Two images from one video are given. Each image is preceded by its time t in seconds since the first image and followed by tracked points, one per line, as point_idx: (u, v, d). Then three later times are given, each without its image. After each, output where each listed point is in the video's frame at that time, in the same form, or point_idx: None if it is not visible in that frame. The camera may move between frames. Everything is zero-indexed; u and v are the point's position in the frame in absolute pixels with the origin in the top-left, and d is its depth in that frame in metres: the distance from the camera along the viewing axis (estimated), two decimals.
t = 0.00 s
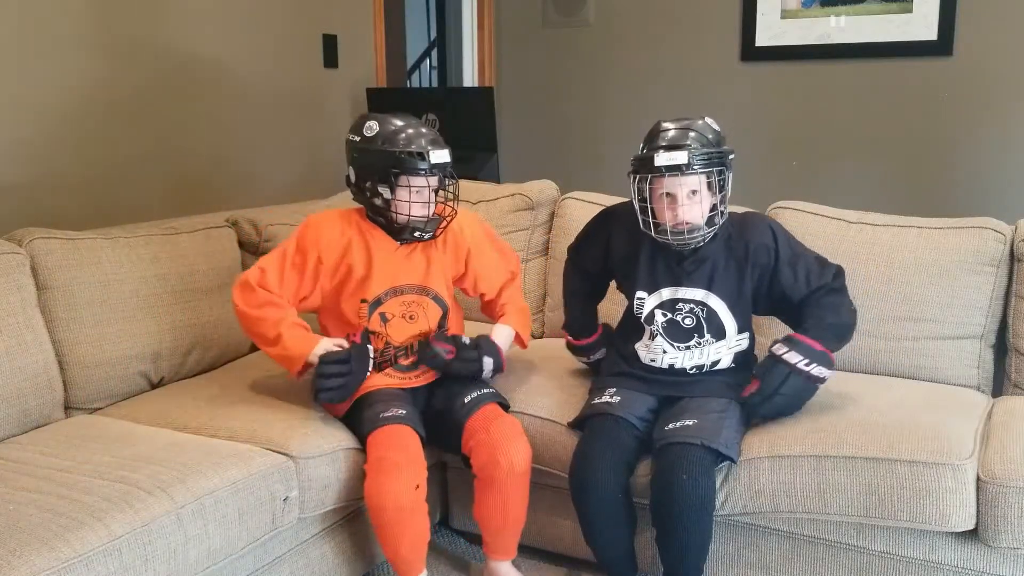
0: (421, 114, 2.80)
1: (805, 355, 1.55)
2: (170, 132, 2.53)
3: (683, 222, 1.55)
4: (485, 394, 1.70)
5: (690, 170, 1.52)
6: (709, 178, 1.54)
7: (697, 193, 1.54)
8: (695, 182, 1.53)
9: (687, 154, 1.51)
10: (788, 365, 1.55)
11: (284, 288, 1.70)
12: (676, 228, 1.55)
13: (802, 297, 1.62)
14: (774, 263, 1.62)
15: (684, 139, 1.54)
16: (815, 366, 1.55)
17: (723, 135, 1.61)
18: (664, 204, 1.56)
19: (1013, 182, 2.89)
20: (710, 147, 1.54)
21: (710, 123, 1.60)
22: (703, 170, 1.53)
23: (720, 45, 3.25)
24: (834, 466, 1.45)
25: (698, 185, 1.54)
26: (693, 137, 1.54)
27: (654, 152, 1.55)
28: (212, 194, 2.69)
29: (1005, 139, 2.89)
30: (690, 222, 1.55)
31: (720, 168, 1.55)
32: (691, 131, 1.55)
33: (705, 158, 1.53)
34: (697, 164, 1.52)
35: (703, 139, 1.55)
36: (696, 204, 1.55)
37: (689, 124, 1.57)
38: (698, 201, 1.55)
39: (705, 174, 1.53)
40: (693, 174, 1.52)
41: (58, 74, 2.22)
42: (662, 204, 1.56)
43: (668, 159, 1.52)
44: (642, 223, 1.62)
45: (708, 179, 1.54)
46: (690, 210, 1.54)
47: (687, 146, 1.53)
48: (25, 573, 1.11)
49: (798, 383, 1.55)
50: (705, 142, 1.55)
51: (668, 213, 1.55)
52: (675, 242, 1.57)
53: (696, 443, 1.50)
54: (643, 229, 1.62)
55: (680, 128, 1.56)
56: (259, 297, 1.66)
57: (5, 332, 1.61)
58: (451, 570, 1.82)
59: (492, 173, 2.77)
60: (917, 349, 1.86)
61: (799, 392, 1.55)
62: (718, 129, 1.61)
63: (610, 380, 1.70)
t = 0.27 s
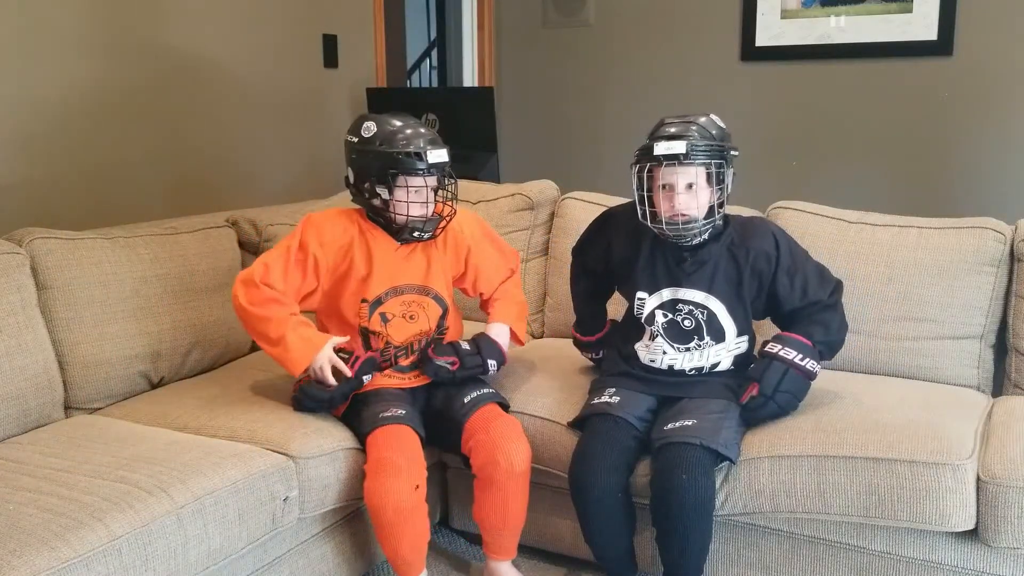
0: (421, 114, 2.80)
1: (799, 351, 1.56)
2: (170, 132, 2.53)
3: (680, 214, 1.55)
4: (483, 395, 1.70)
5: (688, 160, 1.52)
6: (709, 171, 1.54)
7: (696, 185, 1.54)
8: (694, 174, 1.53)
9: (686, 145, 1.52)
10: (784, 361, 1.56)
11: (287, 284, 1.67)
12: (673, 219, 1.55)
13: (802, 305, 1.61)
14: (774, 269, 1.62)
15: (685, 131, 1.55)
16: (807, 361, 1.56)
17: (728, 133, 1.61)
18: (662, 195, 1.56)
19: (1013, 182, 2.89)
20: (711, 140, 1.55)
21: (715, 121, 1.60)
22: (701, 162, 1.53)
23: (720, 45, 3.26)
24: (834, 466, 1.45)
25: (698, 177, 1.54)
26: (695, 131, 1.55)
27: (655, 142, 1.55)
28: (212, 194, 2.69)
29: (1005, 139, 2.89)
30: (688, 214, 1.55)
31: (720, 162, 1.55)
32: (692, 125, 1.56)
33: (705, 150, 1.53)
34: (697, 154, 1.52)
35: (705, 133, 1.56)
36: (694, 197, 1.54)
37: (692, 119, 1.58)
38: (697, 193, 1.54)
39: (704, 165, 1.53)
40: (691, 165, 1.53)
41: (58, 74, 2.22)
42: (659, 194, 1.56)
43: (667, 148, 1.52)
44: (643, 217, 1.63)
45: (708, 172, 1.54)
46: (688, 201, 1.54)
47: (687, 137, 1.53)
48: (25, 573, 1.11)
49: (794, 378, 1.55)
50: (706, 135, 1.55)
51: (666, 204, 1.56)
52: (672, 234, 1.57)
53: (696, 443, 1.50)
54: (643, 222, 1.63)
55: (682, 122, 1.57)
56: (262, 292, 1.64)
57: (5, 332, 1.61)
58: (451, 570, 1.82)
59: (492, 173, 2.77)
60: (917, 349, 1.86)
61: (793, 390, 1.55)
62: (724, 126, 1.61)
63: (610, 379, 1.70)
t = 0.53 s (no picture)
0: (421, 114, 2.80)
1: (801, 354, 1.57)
2: (170, 131, 2.53)
3: (686, 215, 1.55)
4: (483, 395, 1.70)
5: (699, 163, 1.52)
6: (718, 175, 1.54)
7: (705, 188, 1.54)
8: (703, 177, 1.53)
9: (699, 148, 1.52)
10: (786, 364, 1.56)
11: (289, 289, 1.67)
12: (678, 220, 1.56)
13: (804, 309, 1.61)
14: (778, 274, 1.61)
15: (699, 133, 1.54)
16: (810, 365, 1.56)
17: (741, 138, 1.61)
18: (669, 195, 1.57)
19: (1013, 182, 2.89)
20: (724, 144, 1.55)
21: (730, 123, 1.60)
22: (712, 165, 1.53)
23: (720, 45, 3.26)
24: (834, 466, 1.45)
25: (707, 181, 1.54)
26: (710, 133, 1.55)
27: (668, 142, 1.55)
28: (212, 194, 2.69)
29: (1004, 139, 2.89)
30: (694, 216, 1.55)
31: (732, 166, 1.55)
32: (708, 126, 1.56)
33: (717, 154, 1.53)
34: (708, 157, 1.52)
35: (719, 136, 1.55)
36: (702, 200, 1.55)
37: (708, 120, 1.58)
38: (705, 197, 1.55)
39: (715, 169, 1.53)
40: (701, 168, 1.53)
41: (58, 74, 2.22)
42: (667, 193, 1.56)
43: (679, 148, 1.53)
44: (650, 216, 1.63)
45: (717, 177, 1.54)
46: (695, 203, 1.54)
47: (701, 139, 1.53)
48: (25, 573, 1.11)
49: (795, 382, 1.55)
50: (720, 138, 1.55)
51: (673, 204, 1.56)
52: (675, 233, 1.58)
53: (696, 443, 1.50)
54: (648, 220, 1.63)
55: (697, 123, 1.57)
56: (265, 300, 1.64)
57: (5, 332, 1.61)
58: (451, 570, 1.82)
59: (492, 174, 2.77)
60: (917, 349, 1.86)
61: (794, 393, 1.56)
62: (738, 132, 1.61)
63: (611, 379, 1.70)
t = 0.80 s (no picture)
0: (421, 114, 2.80)
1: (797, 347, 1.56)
2: (170, 131, 2.53)
3: (685, 216, 1.56)
4: (484, 394, 1.70)
5: (697, 166, 1.52)
6: (719, 177, 1.54)
7: (705, 190, 1.54)
8: (703, 179, 1.54)
9: (698, 150, 1.52)
10: (780, 356, 1.55)
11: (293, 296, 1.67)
12: (677, 221, 1.56)
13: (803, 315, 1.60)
14: (781, 277, 1.61)
15: (699, 134, 1.54)
16: (806, 359, 1.55)
17: (746, 138, 1.60)
18: (670, 196, 1.57)
19: (1013, 182, 2.89)
20: (726, 146, 1.54)
21: (735, 124, 1.59)
22: (711, 168, 1.53)
23: (719, 45, 3.26)
24: (834, 467, 1.45)
25: (707, 183, 1.54)
26: (711, 134, 1.54)
27: (668, 143, 1.56)
28: (212, 194, 2.69)
29: (1004, 139, 2.89)
30: (693, 218, 1.55)
31: (732, 168, 1.54)
32: (709, 128, 1.56)
33: (716, 156, 1.53)
34: (707, 159, 1.52)
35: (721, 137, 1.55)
36: (702, 202, 1.55)
37: (711, 121, 1.57)
38: (704, 198, 1.55)
39: (714, 172, 1.53)
40: (700, 170, 1.53)
41: (58, 73, 2.22)
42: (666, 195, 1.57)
43: (678, 151, 1.53)
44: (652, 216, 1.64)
45: (718, 179, 1.54)
46: (694, 205, 1.55)
47: (700, 142, 1.53)
48: (26, 573, 1.11)
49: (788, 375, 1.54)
50: (722, 140, 1.55)
51: (673, 205, 1.57)
52: (675, 234, 1.58)
53: (697, 442, 1.50)
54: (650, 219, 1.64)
55: (698, 124, 1.57)
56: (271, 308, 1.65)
57: (5, 332, 1.61)
58: (451, 570, 1.82)
59: (492, 174, 2.77)
60: (917, 349, 1.86)
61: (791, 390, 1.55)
62: (743, 132, 1.60)
63: (611, 377, 1.70)
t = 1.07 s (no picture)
0: (421, 114, 2.80)
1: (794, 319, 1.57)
2: (170, 131, 2.53)
3: (689, 209, 1.56)
4: (485, 394, 1.70)
5: (702, 157, 1.52)
6: (722, 170, 1.54)
7: (708, 182, 1.54)
8: (706, 171, 1.54)
9: (702, 143, 1.52)
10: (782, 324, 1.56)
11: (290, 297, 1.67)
12: (682, 214, 1.56)
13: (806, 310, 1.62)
14: (784, 273, 1.64)
15: (702, 129, 1.55)
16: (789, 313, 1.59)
17: (746, 135, 1.61)
18: (673, 190, 1.57)
19: (1013, 182, 2.89)
20: (728, 140, 1.55)
21: (734, 122, 1.61)
22: (716, 160, 1.53)
23: (719, 45, 3.26)
24: (835, 467, 1.45)
25: (710, 175, 1.54)
26: (713, 129, 1.55)
27: (672, 137, 1.56)
28: (212, 194, 2.69)
29: (1004, 139, 2.89)
30: (697, 211, 1.55)
31: (735, 162, 1.55)
32: (711, 123, 1.57)
33: (720, 148, 1.53)
34: (712, 151, 1.53)
35: (723, 131, 1.56)
36: (705, 194, 1.55)
37: (711, 117, 1.59)
38: (708, 190, 1.55)
39: (719, 164, 1.53)
40: (705, 162, 1.53)
41: (59, 73, 2.22)
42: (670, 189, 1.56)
43: (683, 143, 1.53)
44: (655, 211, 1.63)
45: (720, 172, 1.54)
46: (699, 197, 1.55)
47: (704, 134, 1.54)
48: (26, 573, 1.11)
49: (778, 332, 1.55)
50: (724, 134, 1.55)
51: (676, 199, 1.57)
52: (679, 228, 1.58)
53: (699, 438, 1.50)
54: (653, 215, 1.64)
55: (700, 120, 1.58)
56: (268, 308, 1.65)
57: (5, 332, 1.61)
58: (451, 570, 1.82)
59: (492, 174, 2.77)
60: (917, 349, 1.86)
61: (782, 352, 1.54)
62: (743, 129, 1.61)
63: (614, 377, 1.71)
